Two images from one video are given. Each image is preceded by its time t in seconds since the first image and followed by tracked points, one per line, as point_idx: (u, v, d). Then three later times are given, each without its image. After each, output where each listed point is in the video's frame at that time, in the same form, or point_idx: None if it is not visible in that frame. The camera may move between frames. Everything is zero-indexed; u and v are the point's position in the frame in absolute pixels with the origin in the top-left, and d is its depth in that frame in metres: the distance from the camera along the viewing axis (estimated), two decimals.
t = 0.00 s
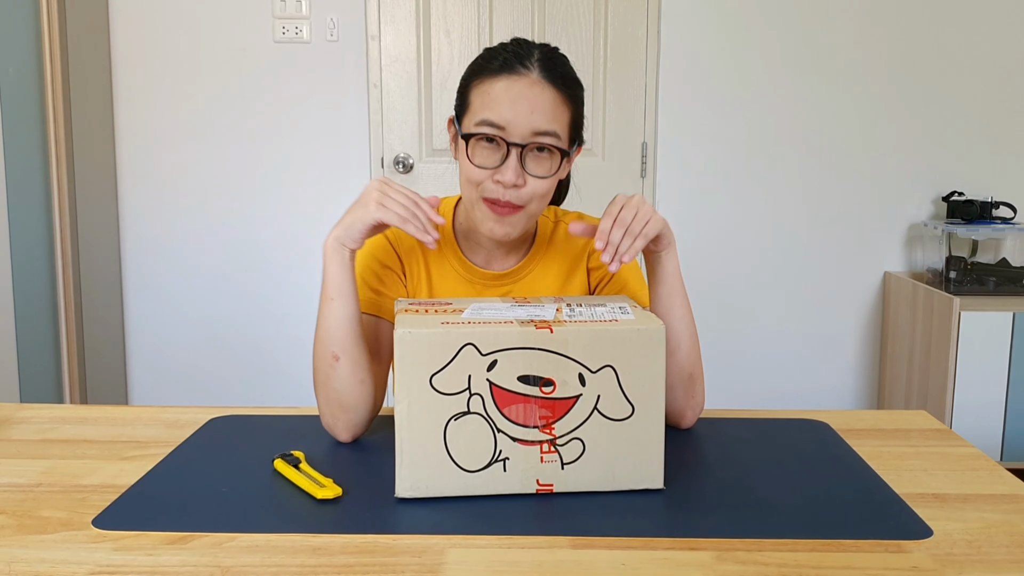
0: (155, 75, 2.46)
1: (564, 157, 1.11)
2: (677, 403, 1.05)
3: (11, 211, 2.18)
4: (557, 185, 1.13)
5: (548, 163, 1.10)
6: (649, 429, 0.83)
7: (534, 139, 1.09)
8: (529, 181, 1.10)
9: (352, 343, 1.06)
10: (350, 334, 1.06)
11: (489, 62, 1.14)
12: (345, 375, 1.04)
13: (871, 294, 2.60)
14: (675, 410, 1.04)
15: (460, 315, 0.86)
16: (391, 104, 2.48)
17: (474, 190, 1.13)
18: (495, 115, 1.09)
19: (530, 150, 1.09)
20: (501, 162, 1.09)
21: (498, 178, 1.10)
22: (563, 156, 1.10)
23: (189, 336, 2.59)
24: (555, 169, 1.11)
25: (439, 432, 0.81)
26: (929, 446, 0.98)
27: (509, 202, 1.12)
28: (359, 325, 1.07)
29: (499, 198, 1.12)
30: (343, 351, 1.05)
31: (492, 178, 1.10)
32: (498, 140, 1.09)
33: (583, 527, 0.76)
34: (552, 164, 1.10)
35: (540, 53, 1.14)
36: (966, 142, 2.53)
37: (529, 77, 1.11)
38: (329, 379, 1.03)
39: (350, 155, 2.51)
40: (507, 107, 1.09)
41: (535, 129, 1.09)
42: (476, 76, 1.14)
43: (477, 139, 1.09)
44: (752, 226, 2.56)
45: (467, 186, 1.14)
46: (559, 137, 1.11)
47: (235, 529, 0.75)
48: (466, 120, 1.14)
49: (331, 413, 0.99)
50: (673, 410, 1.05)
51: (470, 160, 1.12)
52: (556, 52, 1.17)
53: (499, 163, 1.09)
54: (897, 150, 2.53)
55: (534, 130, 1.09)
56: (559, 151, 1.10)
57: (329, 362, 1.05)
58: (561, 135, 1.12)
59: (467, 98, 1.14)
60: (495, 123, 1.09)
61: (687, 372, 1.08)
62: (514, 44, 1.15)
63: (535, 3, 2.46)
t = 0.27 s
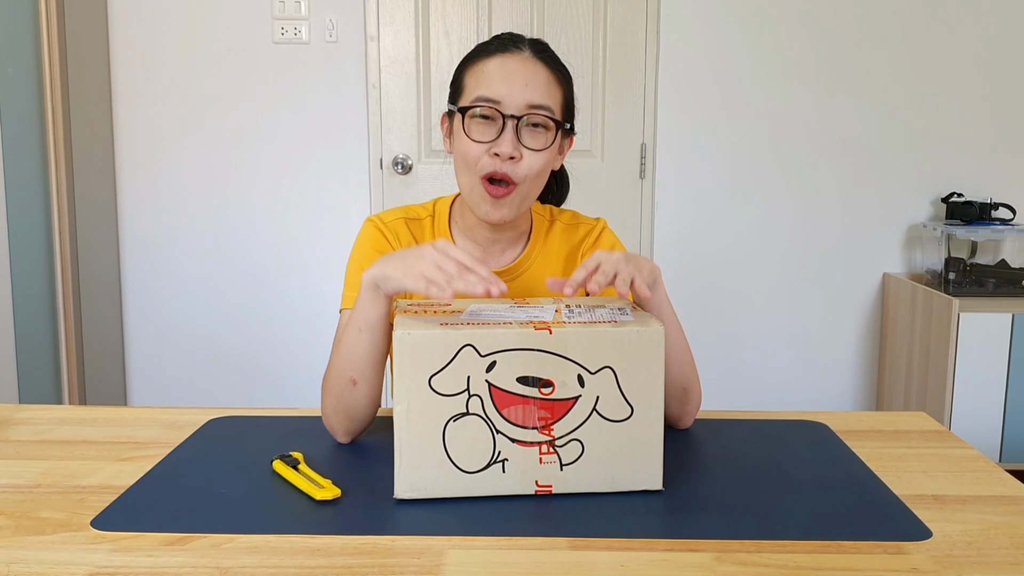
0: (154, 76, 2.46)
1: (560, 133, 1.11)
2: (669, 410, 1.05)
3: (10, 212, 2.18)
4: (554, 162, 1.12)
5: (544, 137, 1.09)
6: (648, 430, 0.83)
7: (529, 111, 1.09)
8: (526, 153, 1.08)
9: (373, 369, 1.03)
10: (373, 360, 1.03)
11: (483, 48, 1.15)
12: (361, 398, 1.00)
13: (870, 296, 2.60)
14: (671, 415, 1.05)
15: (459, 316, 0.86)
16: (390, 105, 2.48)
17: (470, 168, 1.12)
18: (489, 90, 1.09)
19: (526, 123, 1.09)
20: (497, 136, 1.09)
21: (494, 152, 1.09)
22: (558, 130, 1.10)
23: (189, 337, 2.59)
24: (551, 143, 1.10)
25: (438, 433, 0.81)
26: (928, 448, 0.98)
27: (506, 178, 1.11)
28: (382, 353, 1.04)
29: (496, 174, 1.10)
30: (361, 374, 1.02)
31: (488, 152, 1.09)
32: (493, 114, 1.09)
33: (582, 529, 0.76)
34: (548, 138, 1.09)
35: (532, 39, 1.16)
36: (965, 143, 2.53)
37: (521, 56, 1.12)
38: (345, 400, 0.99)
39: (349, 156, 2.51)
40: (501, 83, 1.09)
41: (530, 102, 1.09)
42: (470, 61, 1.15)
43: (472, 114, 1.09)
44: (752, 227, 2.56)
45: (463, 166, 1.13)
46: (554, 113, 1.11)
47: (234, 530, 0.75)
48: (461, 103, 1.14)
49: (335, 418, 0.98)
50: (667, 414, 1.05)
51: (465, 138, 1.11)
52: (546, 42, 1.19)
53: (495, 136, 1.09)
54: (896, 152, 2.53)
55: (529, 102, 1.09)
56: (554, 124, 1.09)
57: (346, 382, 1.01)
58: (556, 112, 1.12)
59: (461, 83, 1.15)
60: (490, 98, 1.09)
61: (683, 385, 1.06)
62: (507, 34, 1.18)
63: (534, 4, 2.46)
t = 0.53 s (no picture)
0: (154, 77, 2.46)
1: (557, 127, 1.12)
2: (671, 415, 1.04)
3: (10, 213, 2.18)
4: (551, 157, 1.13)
5: (542, 130, 1.10)
6: (647, 431, 0.83)
7: (527, 105, 1.09)
8: (524, 147, 1.09)
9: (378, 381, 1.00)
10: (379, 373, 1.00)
11: (479, 45, 1.16)
12: (363, 408, 0.99)
13: (870, 297, 2.60)
14: (672, 418, 1.05)
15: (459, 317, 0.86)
16: (390, 106, 2.48)
17: (468, 162, 1.12)
18: (487, 85, 1.10)
19: (523, 116, 1.09)
20: (494, 129, 1.09)
21: (492, 145, 1.09)
22: (555, 125, 1.11)
23: (189, 338, 2.59)
24: (548, 137, 1.11)
25: (438, 434, 0.81)
26: (928, 449, 0.98)
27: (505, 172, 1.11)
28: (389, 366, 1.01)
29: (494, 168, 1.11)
30: (366, 385, 1.00)
31: (486, 145, 1.09)
32: (490, 108, 1.09)
33: (582, 529, 0.76)
34: (545, 132, 1.10)
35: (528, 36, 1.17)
36: (965, 144, 2.54)
37: (518, 52, 1.12)
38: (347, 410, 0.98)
39: (348, 157, 2.51)
40: (498, 77, 1.10)
41: (527, 96, 1.09)
42: (466, 59, 1.16)
43: (469, 108, 1.09)
44: (751, 228, 2.56)
45: (460, 160, 1.13)
46: (551, 108, 1.12)
47: (234, 530, 0.75)
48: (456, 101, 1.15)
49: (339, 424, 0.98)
50: (668, 416, 1.05)
51: (462, 132, 1.11)
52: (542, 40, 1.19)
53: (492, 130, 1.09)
54: (896, 153, 2.53)
55: (526, 96, 1.09)
56: (551, 117, 1.10)
57: (349, 390, 0.99)
58: (553, 107, 1.12)
59: (457, 78, 1.16)
60: (487, 93, 1.10)
61: (685, 394, 1.04)
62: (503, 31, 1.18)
63: (534, 5, 2.46)
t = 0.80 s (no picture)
0: (155, 76, 2.46)
1: (561, 134, 1.11)
2: (673, 412, 1.05)
3: (11, 212, 2.18)
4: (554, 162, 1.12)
5: (545, 138, 1.09)
6: (648, 430, 0.83)
7: (531, 113, 1.08)
8: (527, 155, 1.09)
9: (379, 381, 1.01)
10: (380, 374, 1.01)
11: (483, 45, 1.15)
12: (363, 406, 0.99)
13: (871, 295, 2.60)
14: (673, 417, 1.05)
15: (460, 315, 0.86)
16: (391, 104, 2.48)
17: (472, 168, 1.12)
18: (491, 91, 1.09)
19: (528, 124, 1.08)
20: (498, 137, 1.09)
21: (496, 153, 1.09)
22: (560, 132, 1.10)
23: (189, 337, 2.59)
24: (552, 144, 1.10)
25: (439, 433, 0.81)
26: (929, 447, 0.98)
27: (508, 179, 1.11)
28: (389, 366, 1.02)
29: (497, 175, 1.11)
30: (366, 385, 1.00)
31: (489, 153, 1.09)
32: (495, 115, 1.08)
33: (583, 528, 0.76)
34: (549, 140, 1.09)
35: (531, 38, 1.16)
36: (966, 143, 2.53)
37: (523, 56, 1.12)
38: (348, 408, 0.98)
39: (349, 155, 2.51)
40: (503, 83, 1.09)
41: (532, 104, 1.08)
42: (470, 59, 1.15)
43: (473, 115, 1.09)
44: (752, 227, 2.56)
45: (464, 165, 1.13)
46: (555, 114, 1.11)
47: (235, 529, 0.75)
48: (461, 102, 1.14)
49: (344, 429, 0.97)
50: (669, 415, 1.05)
51: (467, 138, 1.11)
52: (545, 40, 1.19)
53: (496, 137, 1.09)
54: (896, 151, 2.53)
55: (531, 104, 1.08)
56: (556, 125, 1.09)
57: (349, 389, 0.99)
58: (557, 113, 1.12)
59: (461, 80, 1.15)
60: (492, 100, 1.09)
61: (684, 392, 1.04)
62: (506, 31, 1.17)
63: (534, 4, 2.46)
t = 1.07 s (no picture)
0: (156, 77, 2.46)
1: (560, 141, 1.11)
2: (677, 408, 1.05)
3: (11, 211, 2.18)
4: (554, 169, 1.13)
5: (545, 147, 1.09)
6: (648, 430, 0.83)
7: (530, 123, 1.09)
8: (527, 165, 1.09)
9: (354, 364, 1.01)
10: (352, 355, 1.01)
11: (480, 52, 1.15)
12: (347, 392, 0.99)
13: (871, 295, 2.60)
14: (677, 413, 1.05)
15: (460, 315, 0.86)
16: (391, 104, 2.48)
17: (472, 179, 1.12)
18: (490, 102, 1.09)
19: (527, 134, 1.09)
20: (498, 148, 1.09)
21: (496, 164, 1.09)
22: (559, 140, 1.10)
23: (190, 336, 2.59)
24: (552, 152, 1.10)
25: (439, 433, 0.81)
26: (930, 447, 0.98)
27: (509, 189, 1.11)
28: (360, 346, 1.02)
29: (498, 185, 1.11)
30: (343, 371, 1.01)
31: (490, 164, 1.10)
32: (494, 126, 1.08)
33: (584, 529, 0.76)
34: (548, 148, 1.10)
35: (529, 42, 1.16)
36: (966, 143, 2.53)
37: (521, 63, 1.12)
38: (330, 398, 0.99)
39: (350, 155, 2.51)
40: (502, 93, 1.09)
41: (530, 114, 1.09)
42: (468, 66, 1.15)
43: (473, 126, 1.09)
44: (752, 227, 2.56)
45: (465, 176, 1.13)
46: (554, 122, 1.11)
47: (236, 529, 0.75)
48: (460, 111, 1.14)
49: (332, 417, 0.98)
50: (674, 411, 1.06)
51: (466, 149, 1.11)
52: (543, 40, 1.18)
53: (496, 149, 1.09)
54: (896, 152, 2.53)
55: (530, 114, 1.09)
56: (556, 134, 1.09)
57: (329, 381, 1.00)
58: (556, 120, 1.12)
59: (459, 88, 1.15)
60: (491, 111, 1.09)
61: (696, 384, 1.06)
62: (502, 34, 1.17)
63: (535, 4, 2.46)
